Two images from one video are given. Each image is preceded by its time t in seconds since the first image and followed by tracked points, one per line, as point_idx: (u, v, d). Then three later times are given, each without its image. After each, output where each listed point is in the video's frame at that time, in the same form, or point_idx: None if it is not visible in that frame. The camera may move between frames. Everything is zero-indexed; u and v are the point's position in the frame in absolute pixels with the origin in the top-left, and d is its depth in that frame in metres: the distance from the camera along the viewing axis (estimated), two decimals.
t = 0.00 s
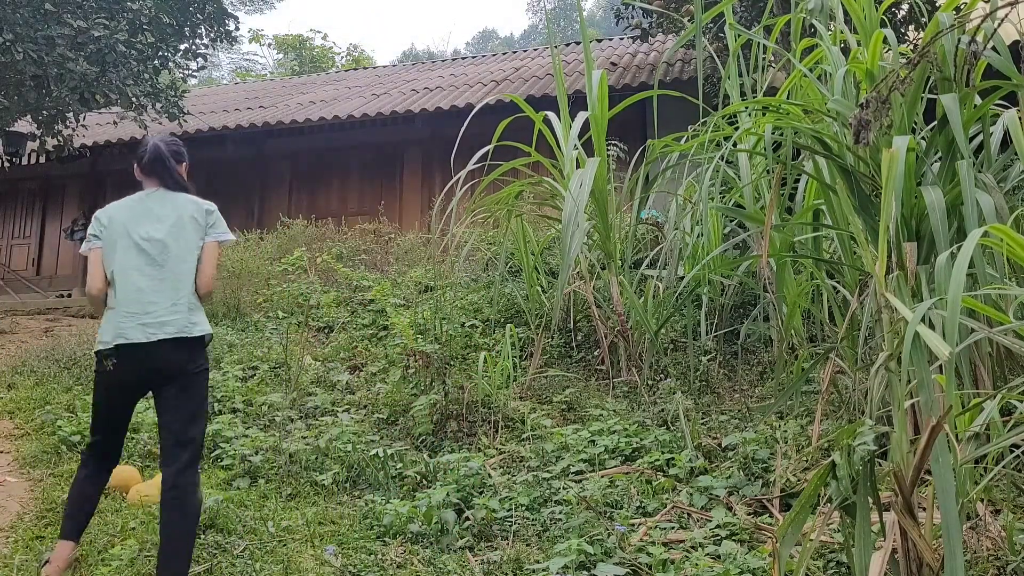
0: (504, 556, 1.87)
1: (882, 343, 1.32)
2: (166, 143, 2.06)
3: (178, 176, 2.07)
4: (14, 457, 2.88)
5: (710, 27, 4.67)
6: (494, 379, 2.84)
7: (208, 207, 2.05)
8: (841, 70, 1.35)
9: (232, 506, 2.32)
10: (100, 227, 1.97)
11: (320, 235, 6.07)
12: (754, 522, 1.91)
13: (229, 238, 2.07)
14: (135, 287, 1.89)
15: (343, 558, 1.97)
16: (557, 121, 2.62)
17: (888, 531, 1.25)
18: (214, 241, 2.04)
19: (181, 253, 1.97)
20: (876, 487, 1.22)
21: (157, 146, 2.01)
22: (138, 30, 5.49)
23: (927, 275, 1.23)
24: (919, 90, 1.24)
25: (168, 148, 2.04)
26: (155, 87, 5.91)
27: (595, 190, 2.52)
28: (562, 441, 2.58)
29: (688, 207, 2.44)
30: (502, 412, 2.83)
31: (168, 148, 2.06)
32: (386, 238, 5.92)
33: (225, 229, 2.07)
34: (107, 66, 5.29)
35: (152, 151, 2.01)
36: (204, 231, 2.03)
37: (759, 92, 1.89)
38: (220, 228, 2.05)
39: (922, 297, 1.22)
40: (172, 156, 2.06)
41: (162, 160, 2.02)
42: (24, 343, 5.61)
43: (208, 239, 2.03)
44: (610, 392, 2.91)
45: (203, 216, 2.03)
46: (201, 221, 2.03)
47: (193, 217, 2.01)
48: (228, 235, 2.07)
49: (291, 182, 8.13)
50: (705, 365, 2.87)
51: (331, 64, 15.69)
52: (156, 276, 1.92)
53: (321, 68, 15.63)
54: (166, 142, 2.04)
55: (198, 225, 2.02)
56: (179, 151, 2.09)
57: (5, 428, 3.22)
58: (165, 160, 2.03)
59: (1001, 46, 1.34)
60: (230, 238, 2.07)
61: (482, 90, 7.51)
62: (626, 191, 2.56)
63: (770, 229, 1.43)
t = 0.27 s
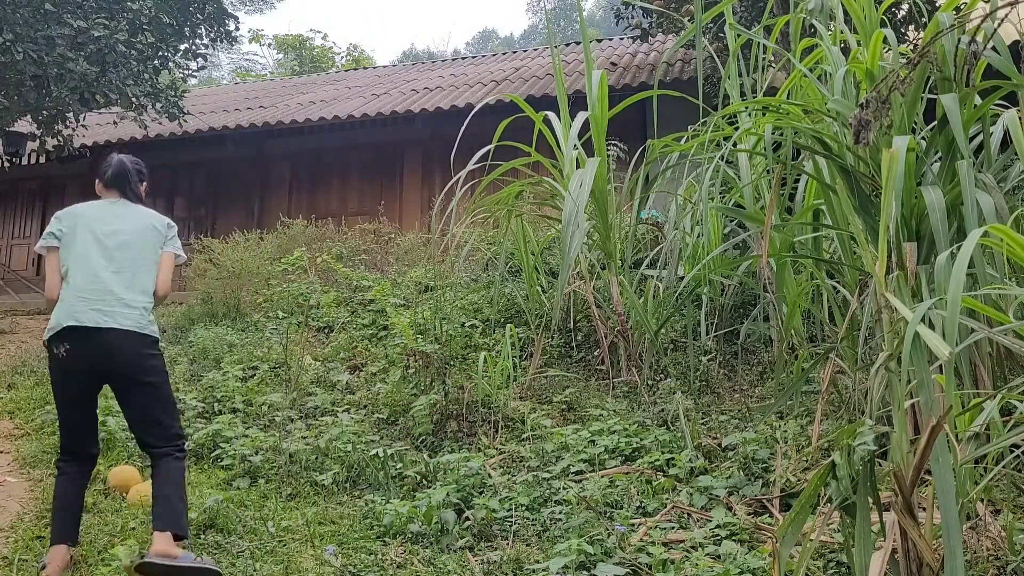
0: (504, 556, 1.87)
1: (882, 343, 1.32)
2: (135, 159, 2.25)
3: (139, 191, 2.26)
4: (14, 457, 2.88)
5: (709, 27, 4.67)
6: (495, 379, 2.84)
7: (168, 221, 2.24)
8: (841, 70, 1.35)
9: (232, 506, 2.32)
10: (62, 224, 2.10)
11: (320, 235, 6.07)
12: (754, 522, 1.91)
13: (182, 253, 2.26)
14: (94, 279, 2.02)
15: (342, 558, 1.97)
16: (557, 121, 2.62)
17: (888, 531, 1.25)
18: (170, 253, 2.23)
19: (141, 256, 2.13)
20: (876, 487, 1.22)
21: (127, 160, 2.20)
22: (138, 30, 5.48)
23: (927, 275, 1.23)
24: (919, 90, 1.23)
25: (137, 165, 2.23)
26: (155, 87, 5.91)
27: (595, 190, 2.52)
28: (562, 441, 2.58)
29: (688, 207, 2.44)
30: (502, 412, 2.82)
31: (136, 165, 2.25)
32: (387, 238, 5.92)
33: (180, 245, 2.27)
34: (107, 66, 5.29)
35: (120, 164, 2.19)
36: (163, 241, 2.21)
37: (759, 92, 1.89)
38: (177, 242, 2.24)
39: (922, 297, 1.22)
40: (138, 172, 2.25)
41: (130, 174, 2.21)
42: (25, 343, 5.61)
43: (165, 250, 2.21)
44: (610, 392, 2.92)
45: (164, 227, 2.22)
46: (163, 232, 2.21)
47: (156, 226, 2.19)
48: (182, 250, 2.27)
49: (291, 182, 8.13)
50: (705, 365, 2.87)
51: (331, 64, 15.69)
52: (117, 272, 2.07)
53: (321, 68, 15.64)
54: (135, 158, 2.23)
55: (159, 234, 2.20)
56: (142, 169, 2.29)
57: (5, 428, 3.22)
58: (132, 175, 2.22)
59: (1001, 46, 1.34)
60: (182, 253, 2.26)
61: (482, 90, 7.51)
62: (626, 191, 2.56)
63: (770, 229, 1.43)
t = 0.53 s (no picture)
0: (504, 557, 1.87)
1: (882, 343, 1.32)
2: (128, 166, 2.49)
3: (129, 194, 2.47)
4: (13, 457, 2.88)
5: (709, 28, 4.67)
6: (495, 379, 2.84)
7: (152, 217, 2.43)
8: (841, 70, 1.35)
9: (233, 505, 2.32)
10: (50, 226, 2.32)
11: (320, 235, 6.06)
12: (754, 522, 1.92)
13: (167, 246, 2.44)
14: (74, 271, 2.21)
15: (342, 558, 1.97)
16: (557, 121, 2.62)
17: (888, 530, 1.25)
18: (153, 247, 2.41)
19: (122, 251, 2.31)
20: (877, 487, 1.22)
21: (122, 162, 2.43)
22: (138, 30, 5.48)
23: (927, 275, 1.23)
24: (919, 90, 1.23)
25: (130, 170, 2.47)
26: (155, 87, 5.91)
27: (595, 190, 2.52)
28: (562, 441, 2.59)
29: (688, 207, 2.44)
30: (502, 411, 2.82)
31: (131, 170, 2.48)
32: (387, 238, 5.92)
33: (165, 239, 2.45)
34: (107, 66, 5.29)
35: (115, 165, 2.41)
36: (145, 236, 2.39)
37: (759, 92, 1.89)
38: (161, 235, 2.42)
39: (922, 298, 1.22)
40: (131, 176, 2.48)
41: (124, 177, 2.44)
42: (24, 343, 5.61)
43: (148, 244, 2.40)
44: (610, 392, 2.92)
45: (145, 223, 2.40)
46: (145, 227, 2.40)
47: (137, 222, 2.38)
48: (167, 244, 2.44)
49: (291, 181, 8.13)
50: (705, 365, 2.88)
51: (331, 64, 15.70)
52: (98, 265, 2.24)
53: (321, 68, 15.64)
54: (130, 163, 2.47)
55: (140, 229, 2.38)
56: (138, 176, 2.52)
57: (4, 428, 3.22)
58: (124, 178, 2.45)
59: (1001, 46, 1.34)
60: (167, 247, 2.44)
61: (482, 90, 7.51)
62: (626, 191, 2.56)
63: (770, 229, 1.43)
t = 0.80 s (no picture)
0: (504, 557, 1.87)
1: (882, 343, 1.32)
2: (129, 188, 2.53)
3: (128, 214, 2.50)
4: (13, 457, 2.88)
5: (709, 28, 4.67)
6: (495, 379, 2.84)
7: (144, 230, 2.43)
8: (841, 70, 1.35)
9: (232, 506, 2.32)
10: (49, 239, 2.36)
11: (320, 235, 6.07)
12: (754, 522, 1.92)
13: (160, 258, 2.42)
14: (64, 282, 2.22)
15: (342, 558, 1.97)
16: (557, 121, 2.62)
17: (888, 531, 1.25)
18: (145, 259, 2.40)
19: (113, 260, 2.32)
20: (877, 487, 1.22)
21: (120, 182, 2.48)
22: (138, 30, 5.47)
23: (927, 275, 1.23)
24: (919, 90, 1.23)
25: (130, 191, 2.51)
26: (155, 87, 5.92)
27: (595, 191, 2.52)
28: (562, 441, 2.59)
29: (688, 207, 2.44)
30: (502, 411, 2.82)
31: (131, 192, 2.52)
32: (387, 238, 5.92)
33: (157, 251, 2.43)
34: (108, 66, 5.29)
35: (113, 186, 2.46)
36: (136, 248, 2.39)
37: (759, 92, 1.89)
38: (152, 247, 2.41)
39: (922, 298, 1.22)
40: (131, 197, 2.51)
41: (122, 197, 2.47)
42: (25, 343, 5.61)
43: (140, 256, 2.39)
44: (610, 392, 2.92)
45: (136, 235, 2.40)
46: (136, 239, 2.40)
47: (128, 235, 2.39)
48: (160, 257, 2.43)
49: (291, 181, 8.13)
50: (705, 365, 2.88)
51: (331, 64, 15.70)
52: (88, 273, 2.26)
53: (321, 68, 15.64)
54: (130, 185, 2.51)
55: (131, 242, 2.38)
56: (139, 198, 2.55)
57: (4, 428, 3.22)
58: (123, 198, 2.48)
59: (1002, 46, 1.34)
60: (160, 259, 2.43)
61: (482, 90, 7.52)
62: (626, 190, 2.56)
63: (770, 229, 1.43)
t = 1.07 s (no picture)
0: (504, 557, 1.86)
1: (881, 343, 1.32)
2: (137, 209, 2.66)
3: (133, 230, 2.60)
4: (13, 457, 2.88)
5: (709, 28, 4.68)
6: (495, 379, 2.84)
7: (140, 237, 2.52)
8: (841, 70, 1.35)
9: (233, 505, 2.32)
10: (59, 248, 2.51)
11: (320, 235, 6.07)
12: (754, 522, 1.92)
13: (153, 263, 2.48)
14: (58, 272, 2.33)
15: (342, 558, 1.97)
16: (557, 121, 2.62)
17: (888, 531, 1.25)
18: (139, 263, 2.47)
19: (105, 260, 2.40)
20: (877, 487, 1.22)
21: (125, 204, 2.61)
22: (138, 30, 5.47)
23: (927, 275, 1.23)
24: (919, 90, 1.23)
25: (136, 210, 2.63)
26: (155, 87, 5.92)
27: (595, 191, 2.52)
28: (562, 441, 2.59)
29: (688, 207, 2.44)
30: (502, 412, 2.82)
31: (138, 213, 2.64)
32: (387, 238, 5.92)
33: (152, 256, 2.50)
34: (108, 66, 5.29)
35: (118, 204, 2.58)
36: (129, 252, 2.46)
37: (759, 92, 1.88)
38: (145, 251, 2.48)
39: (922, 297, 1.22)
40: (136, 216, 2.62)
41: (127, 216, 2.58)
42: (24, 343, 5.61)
43: (133, 260, 2.46)
44: (610, 392, 2.92)
45: (130, 241, 2.48)
46: (130, 244, 2.48)
47: (122, 241, 2.47)
48: (153, 261, 2.49)
49: (291, 181, 8.13)
50: (705, 365, 2.88)
51: (331, 64, 15.70)
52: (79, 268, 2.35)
53: (321, 68, 15.64)
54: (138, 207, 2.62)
55: (124, 246, 2.46)
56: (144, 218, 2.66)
57: (4, 428, 3.22)
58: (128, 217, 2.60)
59: (1002, 46, 1.34)
60: (152, 263, 2.48)
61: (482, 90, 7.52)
62: (626, 190, 2.56)
63: (770, 229, 1.43)
